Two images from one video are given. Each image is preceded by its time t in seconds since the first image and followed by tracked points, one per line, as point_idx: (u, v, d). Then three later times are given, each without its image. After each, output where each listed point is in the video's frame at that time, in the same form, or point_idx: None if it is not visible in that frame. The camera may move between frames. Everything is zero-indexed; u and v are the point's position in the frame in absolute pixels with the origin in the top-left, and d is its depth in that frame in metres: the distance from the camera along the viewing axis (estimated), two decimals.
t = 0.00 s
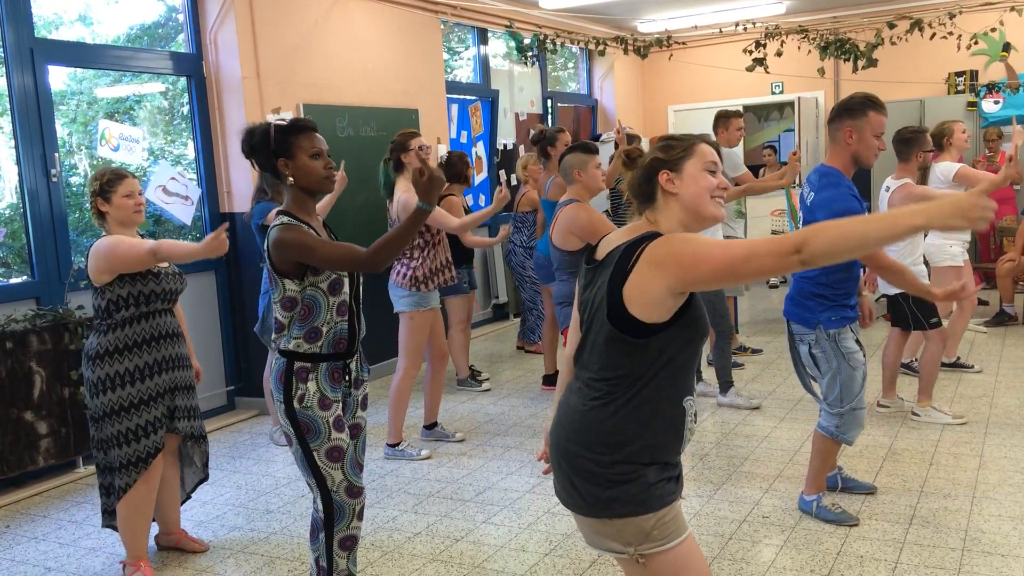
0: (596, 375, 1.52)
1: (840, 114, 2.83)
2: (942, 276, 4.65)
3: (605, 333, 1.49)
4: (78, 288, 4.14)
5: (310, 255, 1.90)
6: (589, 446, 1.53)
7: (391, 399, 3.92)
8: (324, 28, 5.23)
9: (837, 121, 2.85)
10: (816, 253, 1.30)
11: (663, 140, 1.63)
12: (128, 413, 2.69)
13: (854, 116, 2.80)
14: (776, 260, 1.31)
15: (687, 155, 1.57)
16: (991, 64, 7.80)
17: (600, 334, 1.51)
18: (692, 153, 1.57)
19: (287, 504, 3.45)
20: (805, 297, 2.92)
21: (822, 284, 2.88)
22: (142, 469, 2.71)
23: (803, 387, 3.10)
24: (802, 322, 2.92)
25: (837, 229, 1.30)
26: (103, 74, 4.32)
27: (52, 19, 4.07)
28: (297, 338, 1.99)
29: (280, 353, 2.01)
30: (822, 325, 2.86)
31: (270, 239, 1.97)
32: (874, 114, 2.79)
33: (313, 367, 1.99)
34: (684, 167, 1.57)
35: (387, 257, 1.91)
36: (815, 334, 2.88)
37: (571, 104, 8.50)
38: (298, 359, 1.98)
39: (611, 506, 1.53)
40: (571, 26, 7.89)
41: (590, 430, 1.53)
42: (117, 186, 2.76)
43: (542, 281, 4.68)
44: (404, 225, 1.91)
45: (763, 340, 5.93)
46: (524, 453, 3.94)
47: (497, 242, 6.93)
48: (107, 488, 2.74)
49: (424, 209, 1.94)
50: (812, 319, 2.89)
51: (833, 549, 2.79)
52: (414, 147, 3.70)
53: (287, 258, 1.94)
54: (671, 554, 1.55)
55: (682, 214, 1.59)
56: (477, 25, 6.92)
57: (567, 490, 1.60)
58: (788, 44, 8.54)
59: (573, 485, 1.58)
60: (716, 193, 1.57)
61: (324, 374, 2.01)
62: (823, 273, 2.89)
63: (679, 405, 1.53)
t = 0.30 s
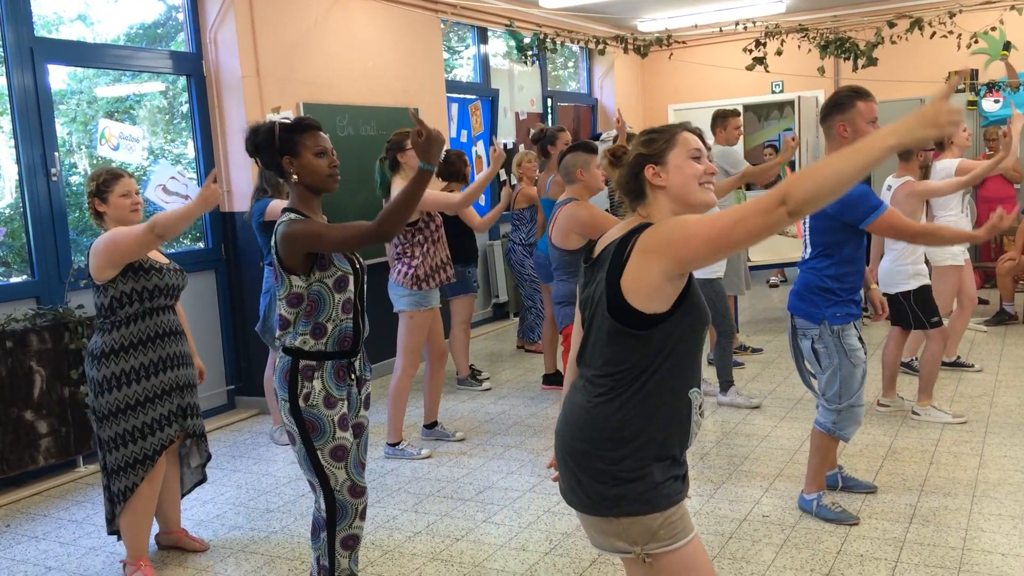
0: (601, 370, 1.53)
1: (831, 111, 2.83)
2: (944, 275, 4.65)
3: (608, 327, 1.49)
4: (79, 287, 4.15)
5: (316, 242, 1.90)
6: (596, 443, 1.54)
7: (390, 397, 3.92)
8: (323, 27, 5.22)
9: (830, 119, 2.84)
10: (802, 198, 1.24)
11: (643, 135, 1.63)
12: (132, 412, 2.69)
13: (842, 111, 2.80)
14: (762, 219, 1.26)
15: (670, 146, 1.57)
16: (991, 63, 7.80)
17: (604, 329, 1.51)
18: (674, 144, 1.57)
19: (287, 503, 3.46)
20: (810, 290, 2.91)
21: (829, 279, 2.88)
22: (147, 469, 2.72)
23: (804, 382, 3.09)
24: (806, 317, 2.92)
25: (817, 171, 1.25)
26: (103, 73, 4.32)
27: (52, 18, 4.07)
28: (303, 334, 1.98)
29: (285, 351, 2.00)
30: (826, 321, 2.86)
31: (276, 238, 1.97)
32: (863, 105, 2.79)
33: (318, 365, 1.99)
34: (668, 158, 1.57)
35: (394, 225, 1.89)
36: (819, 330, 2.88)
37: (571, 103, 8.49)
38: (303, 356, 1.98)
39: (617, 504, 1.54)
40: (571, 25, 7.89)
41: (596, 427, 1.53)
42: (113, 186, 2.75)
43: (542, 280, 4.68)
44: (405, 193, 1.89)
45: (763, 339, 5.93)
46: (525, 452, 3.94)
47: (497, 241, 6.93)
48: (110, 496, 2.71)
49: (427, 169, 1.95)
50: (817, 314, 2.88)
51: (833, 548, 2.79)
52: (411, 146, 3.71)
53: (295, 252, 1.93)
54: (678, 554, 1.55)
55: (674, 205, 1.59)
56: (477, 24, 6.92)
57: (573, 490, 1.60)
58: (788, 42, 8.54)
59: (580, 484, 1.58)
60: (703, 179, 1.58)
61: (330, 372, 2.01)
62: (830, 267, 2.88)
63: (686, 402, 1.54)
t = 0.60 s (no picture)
0: (608, 365, 1.52)
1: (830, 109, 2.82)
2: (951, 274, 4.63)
3: (614, 322, 1.49)
4: (83, 286, 4.15)
5: (322, 234, 1.90)
6: (605, 439, 1.53)
7: (392, 396, 3.91)
8: (327, 25, 5.22)
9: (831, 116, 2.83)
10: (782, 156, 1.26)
11: (625, 132, 1.60)
12: (139, 410, 2.69)
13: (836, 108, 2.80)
14: (748, 181, 1.27)
15: (660, 138, 1.56)
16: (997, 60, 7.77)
17: (609, 324, 1.50)
18: (663, 135, 1.56)
19: (291, 502, 3.46)
20: (821, 286, 2.89)
21: (841, 272, 2.85)
22: (155, 467, 2.72)
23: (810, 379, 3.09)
24: (816, 314, 2.91)
25: (791, 130, 1.28)
26: (107, 72, 4.32)
27: (56, 17, 4.08)
28: (311, 331, 1.98)
29: (294, 348, 2.00)
30: (836, 318, 2.85)
31: (284, 238, 1.97)
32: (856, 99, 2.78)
33: (326, 362, 1.99)
34: (660, 150, 1.56)
35: (399, 200, 1.91)
36: (828, 327, 2.86)
37: (575, 101, 8.48)
38: (311, 354, 1.98)
39: (626, 501, 1.53)
40: (575, 23, 7.88)
41: (604, 423, 1.53)
42: (117, 185, 2.75)
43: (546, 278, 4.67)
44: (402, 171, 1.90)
45: (767, 337, 5.92)
46: (528, 450, 3.94)
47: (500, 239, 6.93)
48: (115, 499, 2.72)
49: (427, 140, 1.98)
50: (827, 311, 2.87)
51: (837, 546, 2.79)
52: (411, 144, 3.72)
53: (304, 247, 1.93)
54: (689, 553, 1.55)
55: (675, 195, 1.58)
56: (481, 23, 6.91)
57: (583, 487, 1.59)
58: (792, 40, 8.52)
59: (590, 481, 1.58)
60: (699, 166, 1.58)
61: (338, 369, 2.01)
62: (841, 261, 2.85)
63: (695, 398, 1.53)
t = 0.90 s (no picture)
0: (613, 359, 1.53)
1: (829, 107, 2.82)
2: (954, 272, 4.63)
3: (612, 315, 1.50)
4: (87, 284, 4.16)
5: (330, 224, 1.91)
6: (613, 433, 1.54)
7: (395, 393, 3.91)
8: (330, 23, 5.22)
9: (830, 114, 2.83)
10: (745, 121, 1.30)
11: (620, 122, 1.58)
12: (145, 407, 2.70)
13: (830, 107, 2.81)
14: (717, 152, 1.31)
15: (661, 132, 1.57)
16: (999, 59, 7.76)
17: (610, 317, 1.52)
18: (663, 130, 1.57)
19: (295, 500, 3.46)
20: (829, 282, 2.89)
21: (850, 266, 2.86)
22: (163, 464, 2.73)
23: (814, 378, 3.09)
24: (823, 312, 2.90)
25: (750, 95, 1.32)
26: (110, 70, 4.33)
27: (60, 15, 4.08)
28: (319, 328, 1.98)
29: (302, 345, 2.00)
30: (844, 314, 2.85)
31: (292, 235, 1.97)
32: (848, 97, 2.79)
33: (334, 359, 2.00)
34: (662, 144, 1.56)
35: (399, 181, 1.91)
36: (835, 324, 2.87)
37: (577, 100, 8.48)
38: (319, 351, 1.99)
39: (635, 495, 1.54)
40: (578, 21, 7.87)
41: (611, 416, 1.54)
42: (126, 183, 2.76)
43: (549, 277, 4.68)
44: (397, 153, 1.89)
45: (770, 336, 5.92)
46: (531, 449, 3.95)
47: (503, 237, 6.93)
48: (124, 497, 2.71)
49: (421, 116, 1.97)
50: (835, 306, 2.87)
51: (840, 545, 2.79)
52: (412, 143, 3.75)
53: (313, 241, 1.93)
54: (698, 549, 1.55)
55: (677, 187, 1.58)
56: (483, 21, 6.91)
57: (593, 483, 1.60)
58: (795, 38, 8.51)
59: (599, 476, 1.58)
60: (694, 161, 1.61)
61: (346, 366, 2.01)
62: (850, 256, 2.86)
63: (701, 391, 1.52)
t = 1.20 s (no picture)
0: (611, 356, 1.54)
1: (830, 104, 2.81)
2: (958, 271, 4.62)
3: (608, 313, 1.51)
4: (89, 283, 4.17)
5: (331, 218, 1.90)
6: (613, 429, 1.54)
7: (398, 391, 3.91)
8: (332, 22, 5.22)
9: (829, 112, 2.82)
10: (713, 109, 1.33)
11: (621, 117, 1.57)
12: (150, 406, 2.70)
13: (829, 105, 2.80)
14: (692, 141, 1.33)
15: (663, 132, 1.57)
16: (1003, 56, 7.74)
17: (607, 316, 1.52)
18: (665, 130, 1.58)
19: (298, 498, 3.47)
20: (837, 276, 2.88)
21: (858, 259, 2.85)
22: (167, 463, 2.72)
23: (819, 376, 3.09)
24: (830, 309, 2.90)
25: (715, 81, 1.34)
26: (113, 68, 4.33)
27: (62, 14, 4.08)
28: (324, 324, 1.99)
29: (307, 342, 2.00)
30: (850, 309, 2.84)
31: (296, 232, 1.96)
32: (847, 93, 2.79)
33: (339, 356, 2.00)
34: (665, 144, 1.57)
35: (395, 171, 1.90)
36: (840, 322, 2.86)
37: (580, 98, 8.47)
38: (325, 348, 1.98)
39: (636, 491, 1.53)
40: (580, 20, 7.86)
41: (611, 412, 1.54)
42: (135, 181, 2.77)
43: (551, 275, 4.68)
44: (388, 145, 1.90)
45: (773, 334, 5.92)
46: (533, 447, 3.94)
47: (506, 236, 6.93)
48: (132, 494, 2.72)
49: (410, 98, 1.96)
50: (841, 300, 2.86)
51: (843, 543, 2.78)
52: (416, 141, 3.76)
53: (317, 237, 1.92)
54: (701, 545, 1.53)
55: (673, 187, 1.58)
56: (486, 19, 6.91)
57: (594, 479, 1.60)
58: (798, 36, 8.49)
59: (601, 472, 1.58)
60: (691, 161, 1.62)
61: (351, 363, 2.01)
62: (857, 249, 2.85)
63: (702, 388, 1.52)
